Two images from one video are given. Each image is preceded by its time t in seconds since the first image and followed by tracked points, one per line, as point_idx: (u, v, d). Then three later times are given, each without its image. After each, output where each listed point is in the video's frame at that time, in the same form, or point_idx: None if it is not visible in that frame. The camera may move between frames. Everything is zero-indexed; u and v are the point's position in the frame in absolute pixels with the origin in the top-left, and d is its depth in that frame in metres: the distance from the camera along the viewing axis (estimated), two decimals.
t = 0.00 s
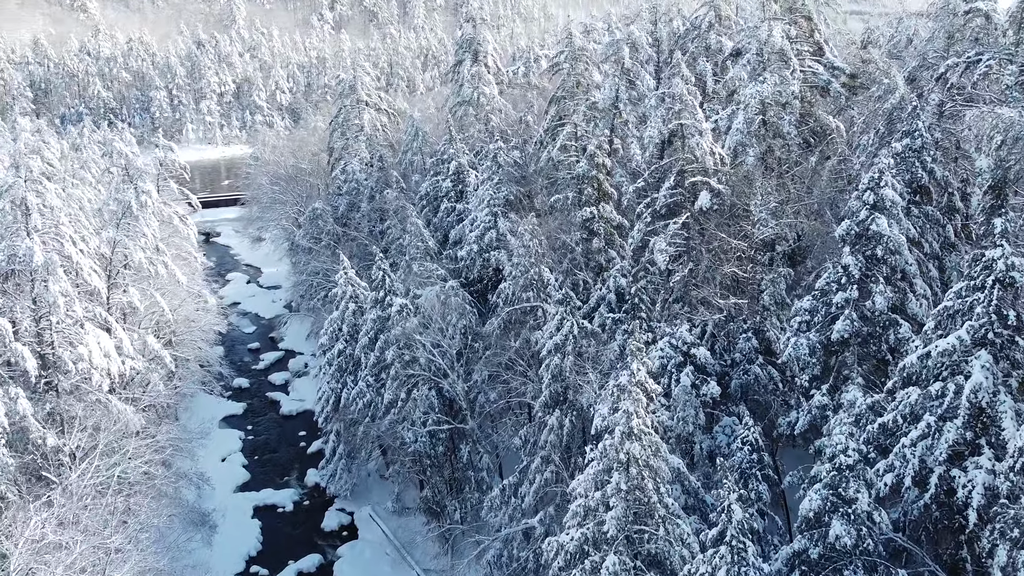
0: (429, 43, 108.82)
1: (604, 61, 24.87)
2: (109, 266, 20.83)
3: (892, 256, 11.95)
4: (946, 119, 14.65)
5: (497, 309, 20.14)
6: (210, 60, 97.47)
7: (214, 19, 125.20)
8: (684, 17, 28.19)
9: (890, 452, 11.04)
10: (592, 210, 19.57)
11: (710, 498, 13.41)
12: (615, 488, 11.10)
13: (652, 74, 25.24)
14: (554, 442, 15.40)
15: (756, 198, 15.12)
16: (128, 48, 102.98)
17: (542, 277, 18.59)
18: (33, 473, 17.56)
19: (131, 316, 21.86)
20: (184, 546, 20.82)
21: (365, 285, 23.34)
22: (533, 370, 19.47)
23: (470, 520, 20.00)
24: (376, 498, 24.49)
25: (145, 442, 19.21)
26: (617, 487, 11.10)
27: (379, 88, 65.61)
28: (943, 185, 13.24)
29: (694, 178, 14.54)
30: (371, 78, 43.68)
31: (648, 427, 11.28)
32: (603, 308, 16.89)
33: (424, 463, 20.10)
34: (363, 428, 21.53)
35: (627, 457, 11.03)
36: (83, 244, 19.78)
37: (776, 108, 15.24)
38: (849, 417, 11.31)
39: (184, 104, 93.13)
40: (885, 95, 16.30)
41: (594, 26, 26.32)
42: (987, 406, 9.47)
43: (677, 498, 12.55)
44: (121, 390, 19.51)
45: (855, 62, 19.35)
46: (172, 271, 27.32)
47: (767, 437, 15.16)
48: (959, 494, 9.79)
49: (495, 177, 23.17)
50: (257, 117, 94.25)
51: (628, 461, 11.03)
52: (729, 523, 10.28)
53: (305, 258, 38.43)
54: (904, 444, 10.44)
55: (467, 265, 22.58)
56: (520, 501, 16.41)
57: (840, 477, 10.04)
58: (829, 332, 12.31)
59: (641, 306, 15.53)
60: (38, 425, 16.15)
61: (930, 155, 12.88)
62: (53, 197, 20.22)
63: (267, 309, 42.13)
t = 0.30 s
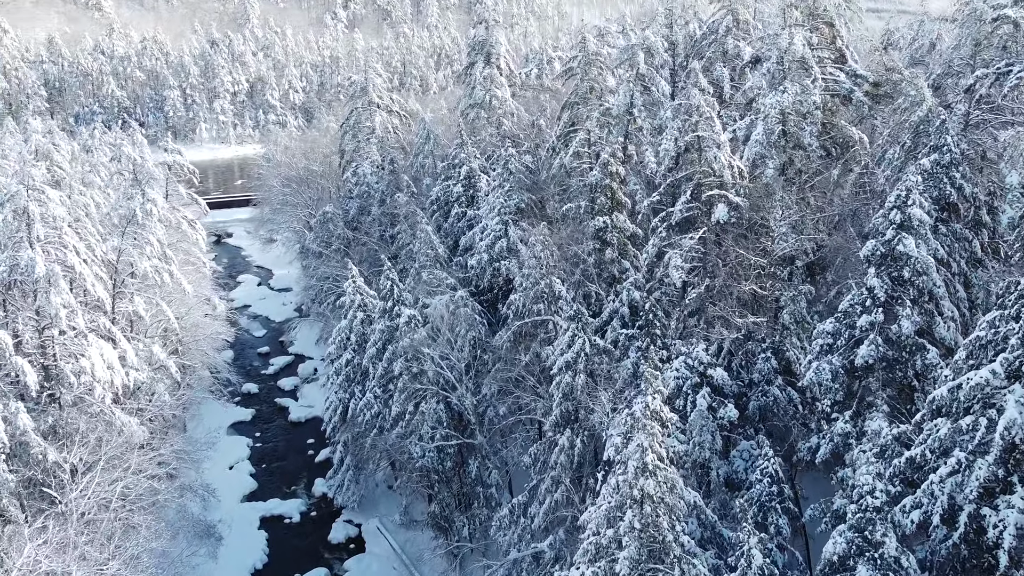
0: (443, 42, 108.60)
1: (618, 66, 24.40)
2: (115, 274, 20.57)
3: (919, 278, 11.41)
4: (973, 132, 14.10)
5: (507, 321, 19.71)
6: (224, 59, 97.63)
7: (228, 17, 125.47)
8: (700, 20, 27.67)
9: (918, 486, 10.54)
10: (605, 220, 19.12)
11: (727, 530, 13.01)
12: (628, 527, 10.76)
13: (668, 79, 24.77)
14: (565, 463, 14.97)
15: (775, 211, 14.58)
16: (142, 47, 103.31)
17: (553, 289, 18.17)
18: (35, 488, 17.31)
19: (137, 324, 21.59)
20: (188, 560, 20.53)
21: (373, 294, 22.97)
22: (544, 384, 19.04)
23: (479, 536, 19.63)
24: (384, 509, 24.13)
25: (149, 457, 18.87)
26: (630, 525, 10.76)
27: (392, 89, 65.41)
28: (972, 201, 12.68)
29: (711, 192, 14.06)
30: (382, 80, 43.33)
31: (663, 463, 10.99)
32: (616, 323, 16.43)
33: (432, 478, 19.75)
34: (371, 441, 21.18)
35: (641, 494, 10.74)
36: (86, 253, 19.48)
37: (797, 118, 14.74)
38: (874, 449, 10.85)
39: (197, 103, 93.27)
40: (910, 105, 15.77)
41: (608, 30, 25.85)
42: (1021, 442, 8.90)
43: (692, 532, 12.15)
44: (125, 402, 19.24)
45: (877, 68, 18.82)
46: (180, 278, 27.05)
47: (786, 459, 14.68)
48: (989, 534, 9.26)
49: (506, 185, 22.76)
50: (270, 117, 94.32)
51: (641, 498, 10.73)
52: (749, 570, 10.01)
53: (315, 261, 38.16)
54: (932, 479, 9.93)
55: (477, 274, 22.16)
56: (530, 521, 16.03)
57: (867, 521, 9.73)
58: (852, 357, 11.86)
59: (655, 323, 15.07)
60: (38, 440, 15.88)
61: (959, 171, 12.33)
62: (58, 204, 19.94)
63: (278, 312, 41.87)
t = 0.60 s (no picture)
0: (456, 42, 108.24)
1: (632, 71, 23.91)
2: (118, 284, 20.26)
3: (948, 303, 10.85)
4: (1003, 145, 13.54)
5: (517, 333, 19.27)
6: (237, 58, 97.70)
7: (243, 16, 125.58)
8: (717, 23, 27.13)
9: (946, 524, 9.94)
10: (618, 231, 18.64)
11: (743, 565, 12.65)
12: (640, 569, 10.96)
13: (683, 83, 24.23)
14: (575, 486, 14.48)
15: (795, 228, 14.12)
16: (156, 46, 103.64)
17: (564, 302, 17.90)
18: (37, 504, 17.00)
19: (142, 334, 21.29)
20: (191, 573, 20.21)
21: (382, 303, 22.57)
22: (554, 399, 18.58)
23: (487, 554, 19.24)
24: (391, 522, 23.74)
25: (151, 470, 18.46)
26: (642, 568, 10.95)
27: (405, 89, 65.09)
28: (1002, 220, 12.09)
29: (729, 208, 13.55)
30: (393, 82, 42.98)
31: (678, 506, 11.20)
32: (629, 340, 15.96)
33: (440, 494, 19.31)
34: (378, 454, 20.79)
35: (654, 536, 10.94)
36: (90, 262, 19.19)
37: (818, 131, 14.20)
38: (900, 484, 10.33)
39: (211, 102, 93.31)
40: (936, 116, 15.18)
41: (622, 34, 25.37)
42: None
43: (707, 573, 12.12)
44: (129, 414, 18.92)
45: (900, 76, 18.22)
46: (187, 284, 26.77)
47: (805, 485, 14.17)
48: None
49: (517, 193, 22.31)
50: (283, 116, 94.30)
51: (655, 539, 10.92)
52: None
53: (325, 265, 37.83)
54: (961, 519, 9.32)
55: (487, 283, 21.72)
56: (539, 544, 15.61)
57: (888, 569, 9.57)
58: (876, 384, 11.38)
59: (670, 340, 14.59)
60: (38, 456, 15.58)
61: (990, 190, 11.72)
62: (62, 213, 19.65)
63: (288, 316, 41.58)
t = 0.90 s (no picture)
0: (469, 41, 107.84)
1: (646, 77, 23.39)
2: (122, 294, 19.96)
3: (977, 331, 10.32)
4: None
5: (526, 347, 18.85)
6: (250, 57, 97.68)
7: (256, 15, 125.69)
8: (733, 27, 26.57)
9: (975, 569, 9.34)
10: (631, 243, 18.16)
11: None
12: None
13: (698, 89, 23.71)
14: (584, 509, 14.04)
15: (815, 245, 13.67)
16: (169, 45, 103.75)
17: (575, 315, 17.53)
18: (37, 520, 16.71)
19: (146, 345, 20.98)
20: None
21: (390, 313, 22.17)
22: (564, 415, 18.12)
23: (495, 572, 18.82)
24: (398, 536, 23.34)
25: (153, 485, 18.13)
26: None
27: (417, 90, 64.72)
28: None
29: (747, 224, 13.04)
30: (404, 84, 42.59)
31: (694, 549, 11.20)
32: (642, 358, 15.49)
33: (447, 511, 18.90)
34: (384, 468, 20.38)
35: None
36: (92, 271, 18.87)
37: (839, 145, 13.69)
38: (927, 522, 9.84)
39: (223, 101, 93.32)
40: (963, 128, 14.62)
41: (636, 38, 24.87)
42: None
43: None
44: (131, 427, 18.63)
45: (924, 84, 17.64)
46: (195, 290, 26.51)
47: (823, 512, 13.65)
48: None
49: (528, 201, 21.85)
50: (295, 115, 94.18)
51: None
52: None
53: (334, 269, 37.52)
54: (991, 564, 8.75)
55: (496, 294, 21.30)
56: (548, 568, 15.16)
57: None
58: (901, 415, 10.91)
59: (685, 361, 14.10)
60: (38, 472, 15.27)
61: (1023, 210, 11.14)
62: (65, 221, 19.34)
63: (297, 319, 41.29)
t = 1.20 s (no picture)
0: (481, 39, 107.40)
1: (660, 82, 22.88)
2: (124, 305, 19.67)
3: (1009, 363, 9.82)
4: None
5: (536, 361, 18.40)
6: (262, 56, 97.63)
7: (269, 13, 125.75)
8: (749, 30, 26.03)
9: None
10: (643, 255, 17.73)
11: None
12: None
13: (714, 96, 23.18)
14: (593, 537, 13.51)
15: (836, 264, 13.15)
16: (182, 43, 103.84)
17: (586, 330, 17.07)
18: (36, 538, 16.41)
19: (149, 356, 20.69)
20: None
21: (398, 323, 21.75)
22: (574, 432, 17.65)
23: None
24: (404, 550, 22.97)
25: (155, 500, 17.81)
26: None
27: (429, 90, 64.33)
28: None
29: (764, 242, 12.54)
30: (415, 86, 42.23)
31: None
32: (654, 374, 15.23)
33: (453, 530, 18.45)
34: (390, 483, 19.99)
35: None
36: (93, 281, 18.55)
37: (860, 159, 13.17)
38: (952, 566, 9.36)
39: (235, 100, 93.31)
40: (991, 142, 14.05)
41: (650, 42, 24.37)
42: None
43: None
44: (133, 441, 18.33)
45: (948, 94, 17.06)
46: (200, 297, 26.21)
47: (842, 544, 13.12)
48: None
49: (538, 210, 21.39)
50: (307, 115, 94.02)
51: None
52: None
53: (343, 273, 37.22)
54: None
55: (505, 305, 20.86)
56: None
57: None
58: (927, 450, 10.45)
59: (699, 383, 13.61)
60: (35, 490, 14.95)
61: None
62: (67, 230, 19.04)
63: (306, 323, 41.01)
